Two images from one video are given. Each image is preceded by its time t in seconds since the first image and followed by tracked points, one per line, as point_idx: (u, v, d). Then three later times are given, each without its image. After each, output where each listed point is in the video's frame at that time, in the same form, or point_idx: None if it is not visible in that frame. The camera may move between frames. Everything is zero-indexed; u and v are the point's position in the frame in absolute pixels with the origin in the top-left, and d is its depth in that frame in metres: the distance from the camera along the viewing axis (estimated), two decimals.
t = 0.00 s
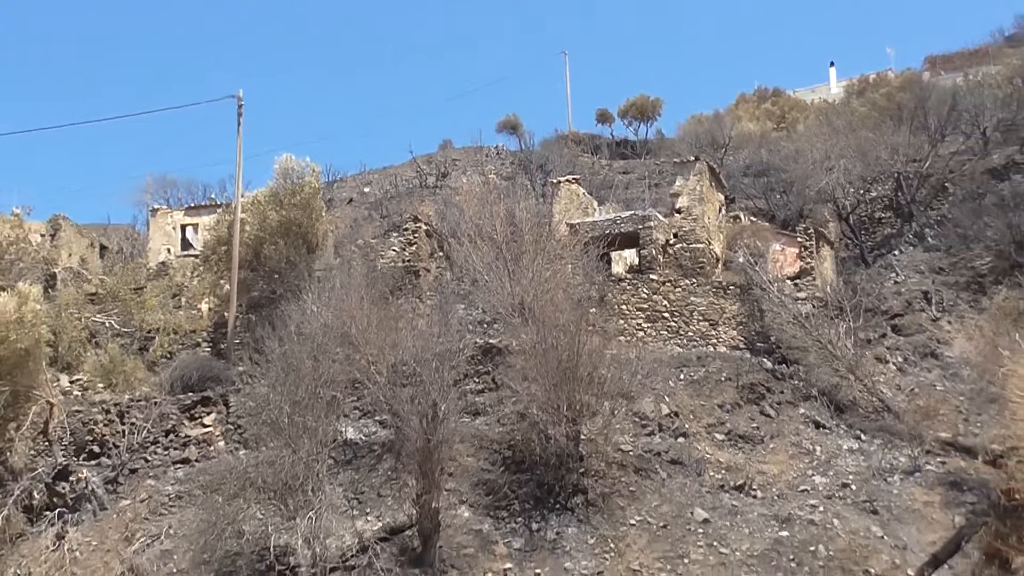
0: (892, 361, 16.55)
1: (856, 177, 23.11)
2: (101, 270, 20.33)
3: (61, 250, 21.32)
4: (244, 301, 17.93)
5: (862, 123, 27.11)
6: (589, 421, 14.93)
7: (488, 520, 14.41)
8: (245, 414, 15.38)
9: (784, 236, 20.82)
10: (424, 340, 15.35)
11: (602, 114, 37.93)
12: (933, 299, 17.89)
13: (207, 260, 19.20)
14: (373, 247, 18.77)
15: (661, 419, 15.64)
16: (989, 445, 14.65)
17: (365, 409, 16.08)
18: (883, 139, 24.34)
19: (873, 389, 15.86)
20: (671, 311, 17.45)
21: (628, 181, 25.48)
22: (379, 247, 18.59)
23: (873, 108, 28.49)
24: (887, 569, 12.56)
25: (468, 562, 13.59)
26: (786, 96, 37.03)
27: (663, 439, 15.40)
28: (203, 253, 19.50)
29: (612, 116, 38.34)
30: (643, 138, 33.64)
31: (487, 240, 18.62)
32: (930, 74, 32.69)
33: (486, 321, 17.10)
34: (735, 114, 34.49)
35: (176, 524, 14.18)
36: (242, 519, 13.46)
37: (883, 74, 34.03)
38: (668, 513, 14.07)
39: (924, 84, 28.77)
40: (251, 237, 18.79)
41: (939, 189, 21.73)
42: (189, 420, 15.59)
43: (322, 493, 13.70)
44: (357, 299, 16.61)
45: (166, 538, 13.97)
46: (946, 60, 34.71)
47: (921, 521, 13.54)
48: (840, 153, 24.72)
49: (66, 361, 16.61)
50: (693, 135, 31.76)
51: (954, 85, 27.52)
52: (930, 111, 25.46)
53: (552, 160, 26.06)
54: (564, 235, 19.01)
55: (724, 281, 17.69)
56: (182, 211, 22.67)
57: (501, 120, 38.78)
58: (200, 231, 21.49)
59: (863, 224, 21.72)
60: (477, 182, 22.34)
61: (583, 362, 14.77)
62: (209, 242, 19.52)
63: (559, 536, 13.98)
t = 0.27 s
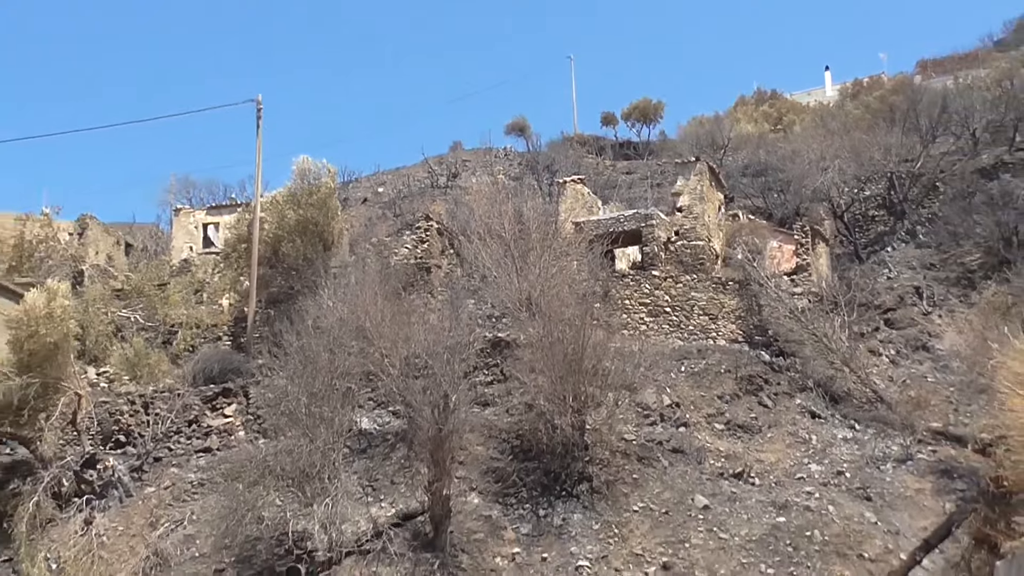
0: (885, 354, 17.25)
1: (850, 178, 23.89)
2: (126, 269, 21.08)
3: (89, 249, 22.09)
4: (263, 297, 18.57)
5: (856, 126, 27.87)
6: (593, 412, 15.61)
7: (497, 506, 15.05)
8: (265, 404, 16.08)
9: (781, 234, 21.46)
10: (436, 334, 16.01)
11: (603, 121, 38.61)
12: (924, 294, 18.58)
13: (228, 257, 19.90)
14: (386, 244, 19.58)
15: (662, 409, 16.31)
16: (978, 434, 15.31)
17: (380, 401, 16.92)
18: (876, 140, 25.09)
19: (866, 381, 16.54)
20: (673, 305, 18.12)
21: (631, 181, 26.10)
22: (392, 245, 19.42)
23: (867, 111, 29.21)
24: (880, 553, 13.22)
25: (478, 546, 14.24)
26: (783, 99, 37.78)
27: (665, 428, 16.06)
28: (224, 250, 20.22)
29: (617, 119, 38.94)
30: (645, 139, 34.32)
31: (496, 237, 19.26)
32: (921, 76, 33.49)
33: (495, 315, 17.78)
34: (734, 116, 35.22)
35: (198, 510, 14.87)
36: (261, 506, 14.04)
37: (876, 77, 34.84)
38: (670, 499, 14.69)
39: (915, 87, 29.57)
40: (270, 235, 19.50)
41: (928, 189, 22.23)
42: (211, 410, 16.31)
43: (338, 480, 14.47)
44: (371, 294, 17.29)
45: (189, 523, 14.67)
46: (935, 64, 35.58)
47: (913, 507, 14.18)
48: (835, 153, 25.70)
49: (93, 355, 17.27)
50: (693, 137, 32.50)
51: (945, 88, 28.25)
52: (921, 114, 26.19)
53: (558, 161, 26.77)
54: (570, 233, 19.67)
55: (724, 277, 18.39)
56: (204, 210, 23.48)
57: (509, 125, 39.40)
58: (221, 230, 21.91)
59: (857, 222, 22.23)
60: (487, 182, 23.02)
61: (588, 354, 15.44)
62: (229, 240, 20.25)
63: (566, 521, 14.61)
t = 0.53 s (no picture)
0: (883, 352, 17.98)
1: (849, 182, 24.62)
2: (159, 272, 21.99)
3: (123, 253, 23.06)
4: (289, 298, 19.40)
5: (855, 133, 28.67)
6: (603, 407, 16.39)
7: (511, 498, 15.82)
8: (291, 401, 16.91)
9: (782, 237, 22.19)
10: (453, 333, 16.79)
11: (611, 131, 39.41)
12: (921, 294, 19.34)
13: (256, 259, 20.75)
14: (406, 249, 20.45)
15: (670, 405, 17.07)
16: (972, 427, 16.01)
17: (400, 397, 17.73)
18: (873, 147, 25.85)
19: (865, 377, 17.25)
20: (679, 305, 18.95)
21: (639, 187, 26.86)
22: (412, 249, 20.28)
23: (865, 119, 30.01)
24: (879, 542, 13.93)
25: (494, 535, 14.99)
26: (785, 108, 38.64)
27: (672, 423, 16.80)
28: (252, 253, 21.06)
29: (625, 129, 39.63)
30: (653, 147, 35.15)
31: (510, 242, 20.05)
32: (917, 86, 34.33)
33: (510, 315, 18.58)
34: (737, 124, 36.07)
35: (228, 501, 15.65)
36: (287, 497, 14.95)
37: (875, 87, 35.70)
38: (677, 491, 15.43)
39: (912, 95, 30.38)
40: (295, 239, 20.34)
41: (925, 193, 23.06)
42: (239, 406, 17.12)
43: (361, 473, 15.28)
44: (392, 296, 18.09)
45: (220, 514, 15.46)
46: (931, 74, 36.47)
47: (910, 498, 14.88)
48: (834, 160, 26.36)
49: (129, 353, 18.08)
50: (699, 144, 33.34)
51: (940, 96, 29.01)
52: (917, 121, 26.94)
53: (570, 169, 27.61)
54: (581, 237, 20.46)
55: (728, 278, 19.18)
56: (232, 217, 24.47)
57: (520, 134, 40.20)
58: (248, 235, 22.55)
59: (855, 225, 23.04)
60: (501, 189, 23.84)
61: (598, 352, 16.21)
62: (256, 243, 21.14)
63: (578, 512, 15.35)
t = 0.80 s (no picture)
0: (887, 350, 18.73)
1: (854, 187, 25.40)
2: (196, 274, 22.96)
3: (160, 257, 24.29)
4: (319, 299, 20.40)
5: (859, 139, 29.46)
6: (619, 402, 17.19)
7: (531, 489, 16.62)
8: (321, 397, 17.72)
9: (790, 241, 22.92)
10: (475, 332, 17.53)
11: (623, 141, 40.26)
12: (923, 295, 20.10)
13: (287, 262, 21.66)
14: (429, 252, 21.41)
15: (683, 401, 17.86)
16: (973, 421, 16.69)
17: (425, 394, 18.61)
18: (877, 153, 26.39)
19: (870, 374, 18.00)
20: (691, 305, 19.79)
21: (652, 193, 27.67)
22: (434, 252, 21.29)
23: (868, 127, 30.80)
24: (884, 532, 14.57)
25: (515, 525, 15.80)
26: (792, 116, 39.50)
27: (685, 418, 17.58)
28: (283, 257, 21.94)
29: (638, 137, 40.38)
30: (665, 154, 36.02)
31: (529, 244, 20.84)
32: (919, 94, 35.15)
33: (529, 315, 19.55)
34: (746, 132, 36.92)
35: (262, 493, 16.46)
36: (318, 488, 15.77)
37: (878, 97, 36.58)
38: (690, 483, 16.17)
39: (915, 103, 31.18)
40: (325, 243, 21.18)
41: (927, 197, 23.78)
42: (272, 402, 17.97)
43: (388, 466, 16.07)
44: (417, 297, 18.92)
45: (255, 505, 16.28)
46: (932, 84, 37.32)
47: (914, 490, 15.57)
48: (839, 165, 27.15)
49: (168, 351, 19.07)
50: (710, 151, 34.28)
51: (940, 104, 29.80)
52: (919, 128, 27.69)
53: (585, 175, 28.49)
54: (597, 240, 21.27)
55: (738, 279, 20.00)
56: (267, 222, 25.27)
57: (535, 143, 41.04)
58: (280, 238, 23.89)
59: (860, 229, 23.82)
60: (519, 194, 24.69)
61: (614, 350, 16.99)
62: (287, 248, 22.12)
63: (595, 503, 16.10)
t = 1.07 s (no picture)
0: (891, 347, 19.38)
1: (859, 190, 26.08)
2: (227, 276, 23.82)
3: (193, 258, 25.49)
4: (344, 300, 21.24)
5: (864, 144, 30.15)
6: (633, 398, 17.90)
7: (548, 482, 17.30)
8: (346, 393, 18.44)
9: (797, 241, 23.65)
10: (493, 331, 18.20)
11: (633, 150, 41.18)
12: (926, 294, 20.75)
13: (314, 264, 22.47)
14: (450, 254, 22.14)
15: (694, 396, 18.53)
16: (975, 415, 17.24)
17: (446, 390, 19.37)
18: (881, 157, 27.29)
19: (875, 370, 18.62)
20: (702, 305, 20.46)
21: (664, 196, 28.38)
22: (455, 254, 21.99)
23: (872, 131, 31.46)
24: (889, 524, 15.17)
25: (532, 516, 16.51)
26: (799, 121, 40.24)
27: (696, 413, 18.24)
28: (310, 259, 22.71)
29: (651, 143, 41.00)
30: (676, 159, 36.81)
31: (545, 246, 21.53)
32: (923, 100, 35.85)
33: (546, 314, 20.24)
34: (754, 137, 37.67)
35: (289, 485, 17.17)
36: (344, 481, 16.40)
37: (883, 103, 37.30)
38: (701, 476, 16.79)
39: (918, 108, 31.85)
40: (350, 246, 21.91)
41: (930, 199, 24.41)
42: (300, 398, 18.80)
43: (410, 459, 16.76)
44: (438, 297, 19.64)
45: (283, 496, 16.99)
46: (935, 91, 37.99)
47: (917, 482, 16.14)
48: (845, 169, 27.89)
49: (200, 350, 19.82)
50: (719, 156, 35.09)
51: (942, 110, 30.46)
52: (922, 132, 28.32)
53: (599, 180, 29.28)
54: (610, 243, 22.01)
55: (747, 279, 20.72)
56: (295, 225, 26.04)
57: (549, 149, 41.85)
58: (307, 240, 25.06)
59: (865, 230, 24.51)
60: (535, 198, 25.44)
61: (628, 347, 17.67)
62: (313, 249, 22.85)
63: (609, 495, 16.74)
